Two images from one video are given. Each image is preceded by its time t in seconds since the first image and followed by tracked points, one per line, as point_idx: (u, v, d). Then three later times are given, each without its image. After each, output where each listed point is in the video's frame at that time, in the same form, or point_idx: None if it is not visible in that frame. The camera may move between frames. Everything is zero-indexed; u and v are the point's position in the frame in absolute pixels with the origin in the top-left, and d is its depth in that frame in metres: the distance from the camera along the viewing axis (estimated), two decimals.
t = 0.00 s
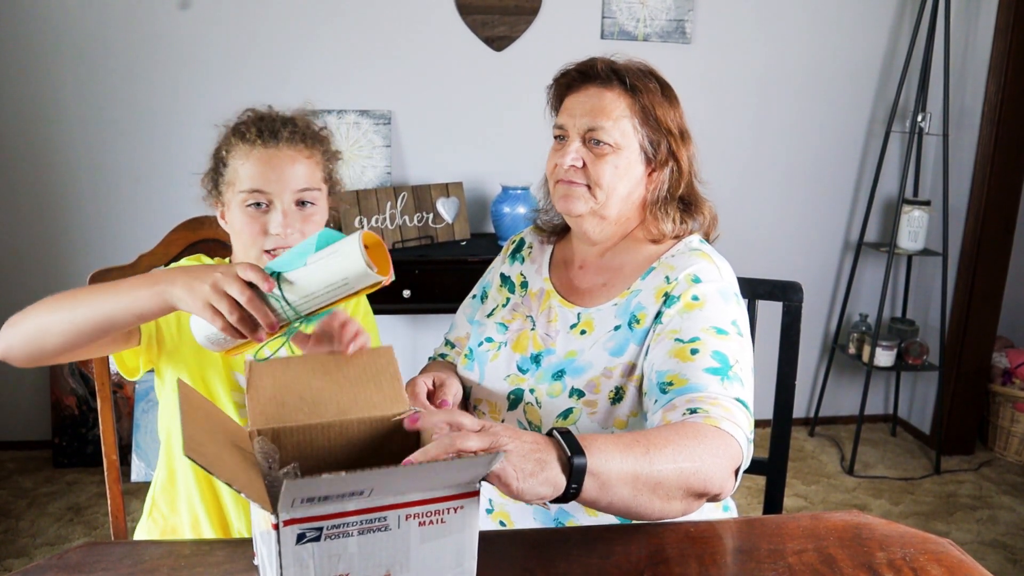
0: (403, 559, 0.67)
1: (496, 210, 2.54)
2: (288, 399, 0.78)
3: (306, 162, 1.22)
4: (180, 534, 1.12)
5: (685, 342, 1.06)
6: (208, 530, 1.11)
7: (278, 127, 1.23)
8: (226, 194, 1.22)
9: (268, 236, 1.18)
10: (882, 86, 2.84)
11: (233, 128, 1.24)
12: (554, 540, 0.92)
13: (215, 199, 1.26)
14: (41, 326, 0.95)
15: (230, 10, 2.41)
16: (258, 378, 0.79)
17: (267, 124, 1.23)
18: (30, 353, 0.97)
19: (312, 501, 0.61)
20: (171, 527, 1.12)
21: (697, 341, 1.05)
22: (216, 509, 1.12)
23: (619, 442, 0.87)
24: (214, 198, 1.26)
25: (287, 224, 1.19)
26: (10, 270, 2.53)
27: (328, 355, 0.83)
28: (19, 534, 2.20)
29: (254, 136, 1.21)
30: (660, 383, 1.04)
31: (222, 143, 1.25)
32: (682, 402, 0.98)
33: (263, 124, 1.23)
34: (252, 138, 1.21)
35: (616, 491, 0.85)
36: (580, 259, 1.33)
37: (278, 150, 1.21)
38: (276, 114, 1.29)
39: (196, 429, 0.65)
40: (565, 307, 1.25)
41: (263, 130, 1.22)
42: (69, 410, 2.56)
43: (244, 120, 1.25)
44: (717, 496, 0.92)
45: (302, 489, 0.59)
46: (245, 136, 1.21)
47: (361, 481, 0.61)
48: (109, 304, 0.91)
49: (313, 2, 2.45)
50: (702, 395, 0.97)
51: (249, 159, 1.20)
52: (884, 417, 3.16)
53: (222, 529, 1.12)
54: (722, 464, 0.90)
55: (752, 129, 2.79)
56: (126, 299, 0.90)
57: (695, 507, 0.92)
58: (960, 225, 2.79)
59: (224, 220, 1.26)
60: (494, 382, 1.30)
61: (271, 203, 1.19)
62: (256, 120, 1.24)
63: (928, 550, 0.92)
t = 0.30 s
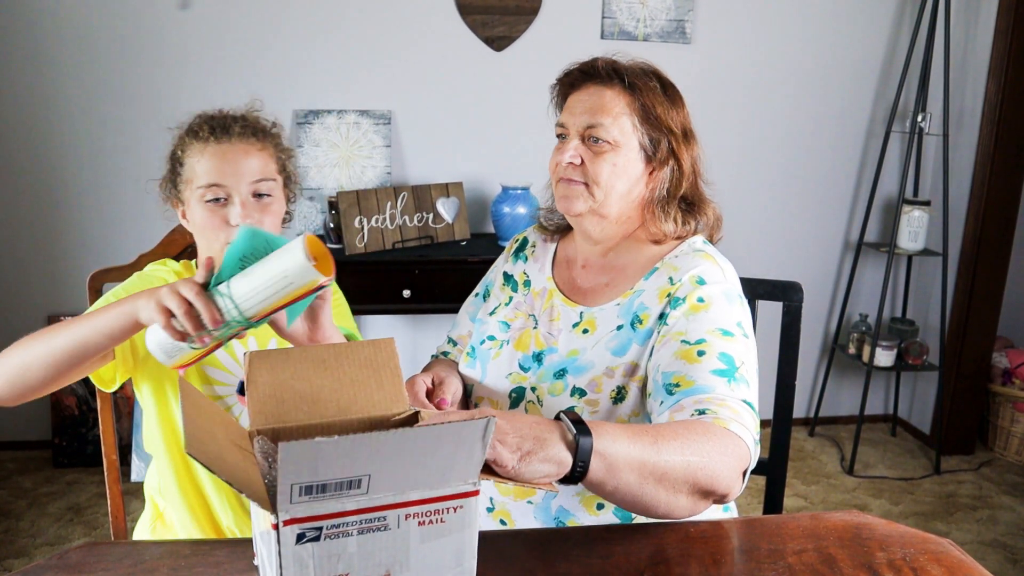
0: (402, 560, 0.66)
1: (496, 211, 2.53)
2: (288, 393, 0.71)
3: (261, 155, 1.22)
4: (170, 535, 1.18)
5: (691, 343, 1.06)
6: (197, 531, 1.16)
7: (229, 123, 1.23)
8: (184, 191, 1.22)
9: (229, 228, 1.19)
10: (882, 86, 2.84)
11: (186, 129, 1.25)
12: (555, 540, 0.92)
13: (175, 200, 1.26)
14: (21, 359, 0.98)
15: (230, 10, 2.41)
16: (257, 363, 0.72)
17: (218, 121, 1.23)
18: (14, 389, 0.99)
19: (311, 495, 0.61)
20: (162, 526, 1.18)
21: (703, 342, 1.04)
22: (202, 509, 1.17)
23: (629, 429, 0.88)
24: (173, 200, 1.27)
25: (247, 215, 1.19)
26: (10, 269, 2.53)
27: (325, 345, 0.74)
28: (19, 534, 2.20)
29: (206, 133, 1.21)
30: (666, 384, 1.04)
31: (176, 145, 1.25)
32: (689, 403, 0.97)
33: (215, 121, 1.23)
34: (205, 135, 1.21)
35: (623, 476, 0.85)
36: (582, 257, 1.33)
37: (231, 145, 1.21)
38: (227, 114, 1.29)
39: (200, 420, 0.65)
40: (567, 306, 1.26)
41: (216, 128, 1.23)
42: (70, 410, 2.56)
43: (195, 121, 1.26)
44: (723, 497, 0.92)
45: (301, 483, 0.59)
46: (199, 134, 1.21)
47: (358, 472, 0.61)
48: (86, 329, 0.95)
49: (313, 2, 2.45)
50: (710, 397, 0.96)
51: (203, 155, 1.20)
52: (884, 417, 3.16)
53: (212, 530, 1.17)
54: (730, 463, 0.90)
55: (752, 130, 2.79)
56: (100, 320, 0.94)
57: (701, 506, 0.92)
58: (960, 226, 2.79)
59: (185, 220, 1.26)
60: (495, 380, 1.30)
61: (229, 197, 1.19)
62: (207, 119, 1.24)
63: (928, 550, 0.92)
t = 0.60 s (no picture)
0: (403, 559, 0.66)
1: (496, 211, 2.53)
2: (287, 391, 0.71)
3: (230, 157, 1.22)
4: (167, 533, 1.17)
5: (694, 345, 1.05)
6: (186, 530, 1.17)
7: (197, 125, 1.22)
8: (160, 196, 1.22)
9: (206, 231, 1.20)
10: (882, 86, 2.84)
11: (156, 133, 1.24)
12: (555, 540, 0.92)
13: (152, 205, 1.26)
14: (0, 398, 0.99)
15: (229, 10, 2.41)
16: (258, 364, 0.71)
17: (186, 124, 1.22)
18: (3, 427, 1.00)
19: (310, 494, 0.61)
20: (154, 527, 1.19)
21: (706, 343, 1.04)
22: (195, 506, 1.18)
23: (629, 417, 0.88)
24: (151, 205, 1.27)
25: (221, 218, 1.20)
26: (10, 270, 2.53)
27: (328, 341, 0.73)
28: (18, 534, 2.20)
29: (175, 137, 1.21)
30: (669, 385, 1.04)
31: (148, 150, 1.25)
32: (692, 404, 0.97)
33: (183, 124, 1.23)
34: (175, 140, 1.21)
35: (620, 462, 0.86)
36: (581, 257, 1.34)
37: (200, 147, 1.21)
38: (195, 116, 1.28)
39: (202, 418, 0.66)
40: (569, 305, 1.26)
41: (184, 131, 1.22)
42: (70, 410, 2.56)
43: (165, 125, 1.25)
44: (725, 496, 0.92)
45: (300, 482, 0.59)
46: (168, 139, 1.21)
47: (356, 470, 0.61)
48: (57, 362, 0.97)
49: (314, 2, 2.45)
50: (713, 398, 0.97)
51: (174, 160, 1.20)
52: (884, 417, 3.16)
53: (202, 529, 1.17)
54: (732, 462, 0.89)
55: (752, 130, 2.79)
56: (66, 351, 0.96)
57: (702, 504, 0.91)
58: (960, 226, 2.79)
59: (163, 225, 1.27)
60: (496, 378, 1.30)
61: (202, 199, 1.20)
62: (176, 122, 1.23)
63: (928, 550, 0.92)
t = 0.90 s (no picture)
0: (403, 559, 0.67)
1: (496, 211, 2.53)
2: (288, 390, 0.71)
3: (208, 157, 1.23)
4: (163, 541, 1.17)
5: (693, 346, 1.05)
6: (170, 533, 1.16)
7: (178, 127, 1.24)
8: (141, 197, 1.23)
9: (183, 230, 1.20)
10: (882, 86, 2.84)
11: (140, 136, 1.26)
12: (555, 540, 0.92)
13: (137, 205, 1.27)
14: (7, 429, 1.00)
15: (229, 10, 2.41)
16: (257, 363, 0.71)
17: (167, 126, 1.24)
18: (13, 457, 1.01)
19: (310, 494, 0.61)
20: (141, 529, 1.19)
21: (705, 345, 1.04)
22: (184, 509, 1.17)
23: (626, 419, 0.88)
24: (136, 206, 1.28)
25: (198, 217, 1.20)
26: (10, 270, 2.53)
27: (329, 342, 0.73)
28: (19, 534, 2.20)
29: (156, 138, 1.22)
30: (667, 386, 1.03)
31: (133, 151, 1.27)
32: (690, 405, 0.97)
33: (166, 125, 1.24)
34: (156, 140, 1.22)
35: (615, 463, 0.86)
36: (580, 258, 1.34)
37: (180, 148, 1.22)
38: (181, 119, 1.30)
39: (203, 419, 0.65)
40: (569, 304, 1.26)
41: (166, 131, 1.24)
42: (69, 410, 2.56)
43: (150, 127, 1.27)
44: (721, 498, 0.92)
45: (300, 481, 0.59)
46: (149, 139, 1.23)
47: (356, 469, 0.61)
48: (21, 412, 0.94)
49: (314, 3, 2.45)
50: (711, 400, 0.96)
51: (154, 160, 1.21)
52: (884, 417, 3.16)
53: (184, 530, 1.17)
54: (728, 464, 0.89)
55: (751, 130, 2.79)
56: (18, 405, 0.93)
57: (699, 506, 0.91)
58: (960, 226, 2.79)
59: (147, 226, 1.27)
60: (495, 378, 1.29)
61: (180, 199, 1.20)
62: (160, 124, 1.25)
63: (929, 550, 0.92)
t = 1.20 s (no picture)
0: (402, 559, 0.66)
1: (496, 211, 2.53)
2: (288, 390, 0.71)
3: (228, 162, 1.23)
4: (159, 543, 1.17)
5: (695, 348, 1.05)
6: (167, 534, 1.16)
7: (202, 128, 1.24)
8: (151, 191, 1.22)
9: (190, 230, 1.19)
10: (882, 86, 2.84)
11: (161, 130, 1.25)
12: (555, 540, 0.92)
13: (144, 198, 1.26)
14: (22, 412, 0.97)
15: (229, 10, 2.41)
16: (259, 363, 0.70)
17: (190, 125, 1.24)
18: (31, 437, 0.99)
19: (310, 494, 0.61)
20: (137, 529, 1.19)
21: (707, 347, 1.04)
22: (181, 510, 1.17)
23: (648, 406, 0.88)
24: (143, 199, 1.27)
25: (206, 220, 1.19)
26: (10, 270, 2.53)
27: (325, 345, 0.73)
28: (19, 534, 2.20)
29: (179, 135, 1.22)
30: (669, 388, 1.03)
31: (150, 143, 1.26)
32: (695, 408, 0.97)
33: (189, 124, 1.24)
34: (177, 138, 1.22)
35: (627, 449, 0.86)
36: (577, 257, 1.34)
37: (201, 149, 1.22)
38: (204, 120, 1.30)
39: (202, 417, 0.65)
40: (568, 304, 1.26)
41: (190, 130, 1.24)
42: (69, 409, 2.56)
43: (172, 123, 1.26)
44: (721, 499, 0.93)
45: (299, 481, 0.59)
46: (172, 135, 1.23)
47: (356, 469, 0.61)
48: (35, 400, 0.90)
49: (314, 2, 2.45)
50: (716, 402, 0.96)
51: (172, 157, 1.20)
52: (884, 417, 3.16)
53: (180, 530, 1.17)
54: (735, 469, 0.90)
55: (751, 130, 2.79)
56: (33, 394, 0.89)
57: (699, 503, 0.92)
58: (960, 225, 2.79)
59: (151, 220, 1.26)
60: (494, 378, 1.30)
61: (192, 200, 1.20)
62: (183, 121, 1.25)
63: (929, 550, 0.92)
